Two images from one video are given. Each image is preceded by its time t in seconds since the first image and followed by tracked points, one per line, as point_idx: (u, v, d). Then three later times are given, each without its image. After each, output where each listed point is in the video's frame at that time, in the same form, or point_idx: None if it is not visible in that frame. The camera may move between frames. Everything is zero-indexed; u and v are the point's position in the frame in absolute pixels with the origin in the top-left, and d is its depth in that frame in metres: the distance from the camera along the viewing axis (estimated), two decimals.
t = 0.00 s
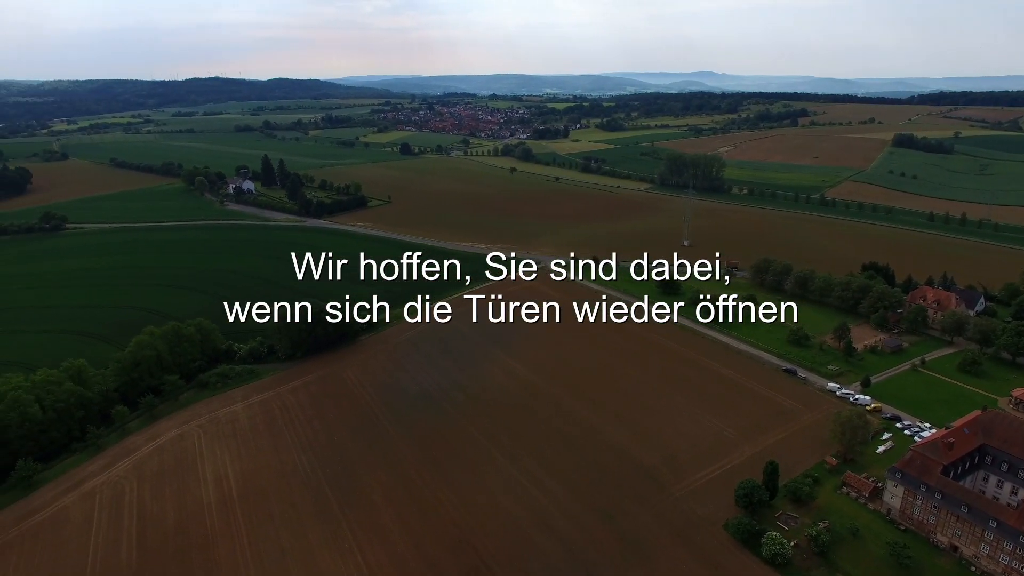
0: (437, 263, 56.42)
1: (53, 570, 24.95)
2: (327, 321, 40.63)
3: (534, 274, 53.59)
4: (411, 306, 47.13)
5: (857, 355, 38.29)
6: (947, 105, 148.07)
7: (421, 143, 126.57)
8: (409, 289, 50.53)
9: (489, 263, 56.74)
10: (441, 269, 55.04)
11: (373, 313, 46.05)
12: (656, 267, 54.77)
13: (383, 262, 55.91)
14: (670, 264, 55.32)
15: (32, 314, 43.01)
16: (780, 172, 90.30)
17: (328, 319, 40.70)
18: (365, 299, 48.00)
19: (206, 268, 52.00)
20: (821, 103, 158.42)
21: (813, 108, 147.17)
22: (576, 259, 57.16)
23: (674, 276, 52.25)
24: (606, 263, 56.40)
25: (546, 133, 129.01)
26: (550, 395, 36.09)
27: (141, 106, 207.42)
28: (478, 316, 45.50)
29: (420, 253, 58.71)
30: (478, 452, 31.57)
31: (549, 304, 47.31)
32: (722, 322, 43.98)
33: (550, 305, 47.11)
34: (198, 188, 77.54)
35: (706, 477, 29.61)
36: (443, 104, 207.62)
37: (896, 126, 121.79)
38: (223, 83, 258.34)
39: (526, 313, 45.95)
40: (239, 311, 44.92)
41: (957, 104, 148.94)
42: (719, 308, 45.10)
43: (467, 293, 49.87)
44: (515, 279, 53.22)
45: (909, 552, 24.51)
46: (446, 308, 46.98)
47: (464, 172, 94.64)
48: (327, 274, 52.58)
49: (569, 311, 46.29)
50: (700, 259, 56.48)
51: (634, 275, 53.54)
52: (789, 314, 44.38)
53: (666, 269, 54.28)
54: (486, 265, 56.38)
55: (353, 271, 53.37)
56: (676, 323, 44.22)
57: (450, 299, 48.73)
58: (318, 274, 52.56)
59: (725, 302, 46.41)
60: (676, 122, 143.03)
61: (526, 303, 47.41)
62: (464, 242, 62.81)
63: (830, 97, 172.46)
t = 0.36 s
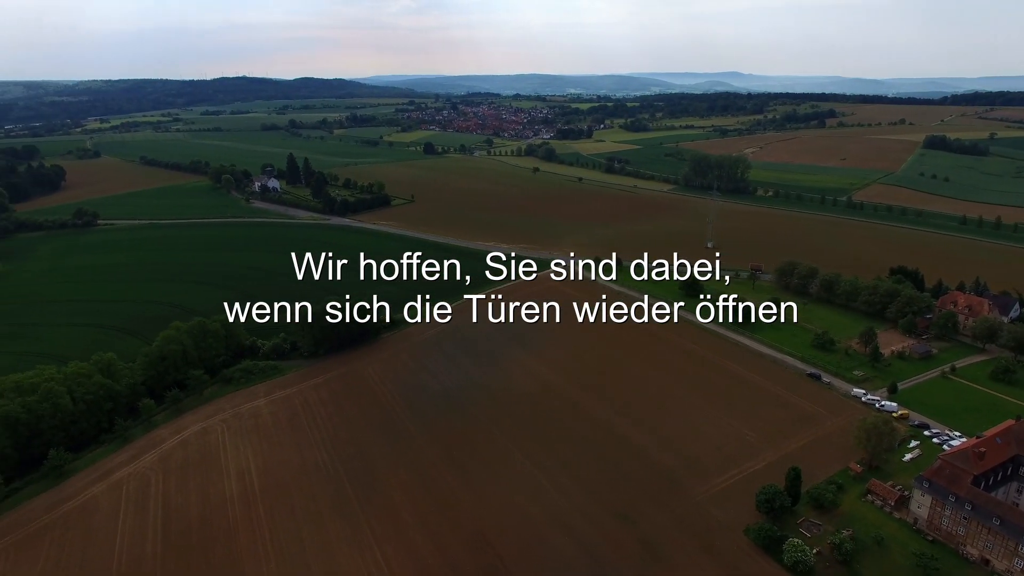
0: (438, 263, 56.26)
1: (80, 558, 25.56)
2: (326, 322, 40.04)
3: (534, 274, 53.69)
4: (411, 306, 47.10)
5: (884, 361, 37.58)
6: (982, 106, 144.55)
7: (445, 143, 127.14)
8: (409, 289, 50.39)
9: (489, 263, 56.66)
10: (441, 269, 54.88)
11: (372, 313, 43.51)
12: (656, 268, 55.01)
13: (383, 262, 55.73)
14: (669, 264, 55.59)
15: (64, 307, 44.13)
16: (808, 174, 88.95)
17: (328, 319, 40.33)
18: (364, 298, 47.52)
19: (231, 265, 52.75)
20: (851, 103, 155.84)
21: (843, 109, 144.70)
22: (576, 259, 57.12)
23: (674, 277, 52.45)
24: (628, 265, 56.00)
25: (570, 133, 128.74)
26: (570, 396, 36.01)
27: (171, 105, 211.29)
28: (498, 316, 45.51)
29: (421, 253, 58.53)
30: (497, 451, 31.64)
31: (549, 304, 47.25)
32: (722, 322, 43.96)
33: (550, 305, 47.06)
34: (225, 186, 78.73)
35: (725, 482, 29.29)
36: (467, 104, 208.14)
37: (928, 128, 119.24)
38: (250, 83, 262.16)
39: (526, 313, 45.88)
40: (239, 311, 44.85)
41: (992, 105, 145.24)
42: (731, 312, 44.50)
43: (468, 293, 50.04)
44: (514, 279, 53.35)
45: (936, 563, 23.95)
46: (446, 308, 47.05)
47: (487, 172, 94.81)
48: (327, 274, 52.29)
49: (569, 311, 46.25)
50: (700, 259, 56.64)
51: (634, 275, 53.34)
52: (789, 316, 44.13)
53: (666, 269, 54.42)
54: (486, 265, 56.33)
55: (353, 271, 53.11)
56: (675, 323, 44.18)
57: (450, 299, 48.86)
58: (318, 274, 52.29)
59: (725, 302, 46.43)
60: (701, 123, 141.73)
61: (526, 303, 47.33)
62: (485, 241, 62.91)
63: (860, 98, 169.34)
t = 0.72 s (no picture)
0: (437, 263, 56.09)
1: (107, 548, 26.11)
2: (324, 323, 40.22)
3: (533, 274, 53.89)
4: (411, 306, 47.03)
5: (911, 367, 36.88)
6: (1015, 107, 141.45)
7: (468, 142, 127.64)
8: (409, 289, 50.25)
9: (489, 263, 56.57)
10: (441, 269, 54.70)
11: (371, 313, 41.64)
12: (655, 268, 55.18)
13: (382, 262, 55.52)
14: (669, 264, 55.89)
15: (93, 302, 45.04)
16: (834, 176, 87.70)
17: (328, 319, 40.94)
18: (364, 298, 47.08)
19: (255, 262, 53.40)
20: (879, 103, 153.31)
21: (870, 111, 142.33)
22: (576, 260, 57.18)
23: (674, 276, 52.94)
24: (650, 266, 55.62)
25: (592, 134, 128.45)
26: (589, 397, 35.90)
27: (198, 104, 214.63)
28: (517, 317, 45.49)
29: (420, 253, 58.36)
30: (516, 450, 31.65)
31: (549, 304, 47.34)
32: (738, 323, 43.77)
33: (549, 305, 47.13)
34: (250, 184, 79.76)
35: (746, 486, 28.96)
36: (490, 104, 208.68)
37: (959, 129, 116.91)
38: (275, 83, 265.56)
39: (526, 313, 45.91)
40: (239, 311, 44.16)
41: None
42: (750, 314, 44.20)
43: (467, 293, 50.12)
44: (514, 279, 53.33)
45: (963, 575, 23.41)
46: (446, 308, 47.26)
47: (509, 171, 94.94)
48: (326, 274, 52.01)
49: (568, 311, 46.32)
50: (700, 259, 57.00)
51: (633, 274, 53.19)
52: (789, 315, 43.77)
53: (666, 269, 54.55)
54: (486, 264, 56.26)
55: (353, 271, 52.89)
56: (675, 323, 44.15)
57: (450, 299, 48.86)
58: (318, 274, 51.97)
59: (724, 303, 46.68)
60: (725, 124, 140.54)
61: (526, 303, 47.44)
62: (506, 241, 62.96)
63: (889, 99, 166.62)
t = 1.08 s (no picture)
0: (437, 263, 55.96)
1: (137, 536, 26.72)
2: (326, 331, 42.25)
3: (534, 274, 53.81)
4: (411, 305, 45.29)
5: (945, 375, 35.94)
6: None
7: (495, 142, 128.09)
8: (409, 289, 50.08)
9: (489, 262, 56.45)
10: (441, 269, 54.62)
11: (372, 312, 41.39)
12: (655, 268, 54.94)
13: (382, 262, 55.28)
14: (669, 263, 55.90)
15: (127, 296, 46.22)
16: (867, 178, 85.91)
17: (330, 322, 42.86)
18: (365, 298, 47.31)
19: (283, 259, 54.19)
20: (916, 104, 149.73)
21: (906, 112, 139.07)
22: (576, 259, 57.31)
23: (674, 276, 52.71)
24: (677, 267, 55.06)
25: (620, 134, 127.82)
26: (613, 399, 35.69)
27: (230, 103, 218.49)
28: (541, 317, 45.35)
29: (420, 253, 58.19)
30: (538, 451, 31.58)
31: (549, 304, 47.36)
32: (765, 327, 43.11)
33: (549, 305, 47.16)
34: (279, 182, 80.97)
35: (773, 492, 28.48)
36: (517, 104, 209.03)
37: (999, 131, 113.64)
38: (305, 82, 269.68)
39: (526, 313, 45.97)
40: (238, 312, 43.76)
41: None
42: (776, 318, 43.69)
43: (467, 293, 50.12)
44: (515, 279, 53.28)
45: None
46: (446, 308, 47.00)
47: (536, 172, 94.97)
48: (326, 274, 51.76)
49: (569, 310, 46.36)
50: (700, 259, 57.15)
51: (633, 274, 52.98)
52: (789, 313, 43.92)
53: (666, 269, 54.42)
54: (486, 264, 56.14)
55: (353, 271, 52.63)
56: (675, 323, 44.11)
57: (465, 299, 48.92)
58: (318, 274, 51.73)
59: (724, 303, 47.03)
60: (755, 125, 138.66)
61: (526, 303, 47.47)
62: (531, 241, 62.94)
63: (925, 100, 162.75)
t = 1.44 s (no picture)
0: (438, 263, 55.72)
1: (166, 525, 27.24)
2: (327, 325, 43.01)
3: (534, 274, 53.59)
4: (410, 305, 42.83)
5: (982, 384, 34.90)
6: None
7: (522, 142, 128.24)
8: (409, 288, 49.72)
9: (489, 262, 56.27)
10: (441, 269, 54.35)
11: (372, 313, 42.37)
12: (655, 268, 54.84)
13: (382, 262, 54.94)
14: (669, 263, 55.84)
15: (160, 290, 47.29)
16: (902, 181, 83.94)
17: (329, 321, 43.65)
18: (365, 298, 47.66)
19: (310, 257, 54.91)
20: (955, 105, 145.89)
21: (944, 113, 135.52)
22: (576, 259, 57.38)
23: (674, 276, 52.56)
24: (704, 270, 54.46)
25: (648, 134, 126.92)
26: (637, 401, 35.43)
27: (262, 101, 222.39)
28: (566, 318, 45.18)
29: (420, 253, 57.88)
30: (561, 451, 31.50)
31: (549, 304, 47.40)
32: (795, 331, 42.34)
33: (550, 305, 47.21)
34: (307, 180, 82.14)
35: (799, 499, 27.95)
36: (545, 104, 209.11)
37: None
38: (334, 82, 273.18)
39: (526, 313, 46.06)
40: (239, 311, 43.70)
41: None
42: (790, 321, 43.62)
43: (467, 293, 49.98)
44: (515, 279, 53.10)
45: None
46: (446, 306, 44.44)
47: (562, 172, 94.79)
48: (326, 274, 51.52)
49: (568, 310, 46.38)
50: (700, 259, 57.25)
51: (633, 274, 52.90)
52: (789, 314, 44.49)
53: (666, 269, 54.34)
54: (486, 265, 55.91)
55: (353, 271, 52.30)
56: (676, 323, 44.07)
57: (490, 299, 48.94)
58: (318, 274, 51.54)
59: (724, 303, 47.22)
60: (786, 126, 136.53)
61: (526, 303, 47.67)
62: (556, 241, 62.79)
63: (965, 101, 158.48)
